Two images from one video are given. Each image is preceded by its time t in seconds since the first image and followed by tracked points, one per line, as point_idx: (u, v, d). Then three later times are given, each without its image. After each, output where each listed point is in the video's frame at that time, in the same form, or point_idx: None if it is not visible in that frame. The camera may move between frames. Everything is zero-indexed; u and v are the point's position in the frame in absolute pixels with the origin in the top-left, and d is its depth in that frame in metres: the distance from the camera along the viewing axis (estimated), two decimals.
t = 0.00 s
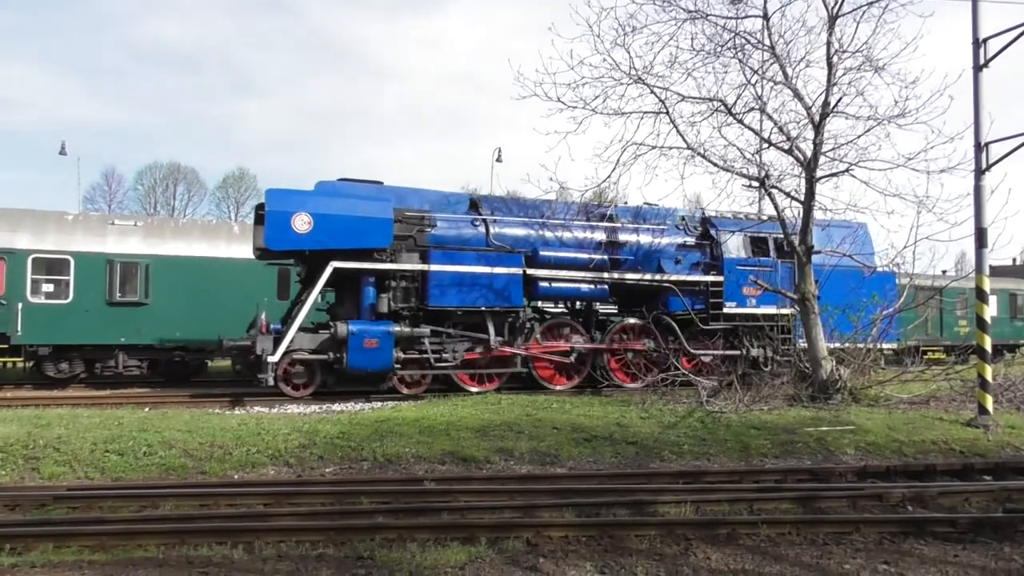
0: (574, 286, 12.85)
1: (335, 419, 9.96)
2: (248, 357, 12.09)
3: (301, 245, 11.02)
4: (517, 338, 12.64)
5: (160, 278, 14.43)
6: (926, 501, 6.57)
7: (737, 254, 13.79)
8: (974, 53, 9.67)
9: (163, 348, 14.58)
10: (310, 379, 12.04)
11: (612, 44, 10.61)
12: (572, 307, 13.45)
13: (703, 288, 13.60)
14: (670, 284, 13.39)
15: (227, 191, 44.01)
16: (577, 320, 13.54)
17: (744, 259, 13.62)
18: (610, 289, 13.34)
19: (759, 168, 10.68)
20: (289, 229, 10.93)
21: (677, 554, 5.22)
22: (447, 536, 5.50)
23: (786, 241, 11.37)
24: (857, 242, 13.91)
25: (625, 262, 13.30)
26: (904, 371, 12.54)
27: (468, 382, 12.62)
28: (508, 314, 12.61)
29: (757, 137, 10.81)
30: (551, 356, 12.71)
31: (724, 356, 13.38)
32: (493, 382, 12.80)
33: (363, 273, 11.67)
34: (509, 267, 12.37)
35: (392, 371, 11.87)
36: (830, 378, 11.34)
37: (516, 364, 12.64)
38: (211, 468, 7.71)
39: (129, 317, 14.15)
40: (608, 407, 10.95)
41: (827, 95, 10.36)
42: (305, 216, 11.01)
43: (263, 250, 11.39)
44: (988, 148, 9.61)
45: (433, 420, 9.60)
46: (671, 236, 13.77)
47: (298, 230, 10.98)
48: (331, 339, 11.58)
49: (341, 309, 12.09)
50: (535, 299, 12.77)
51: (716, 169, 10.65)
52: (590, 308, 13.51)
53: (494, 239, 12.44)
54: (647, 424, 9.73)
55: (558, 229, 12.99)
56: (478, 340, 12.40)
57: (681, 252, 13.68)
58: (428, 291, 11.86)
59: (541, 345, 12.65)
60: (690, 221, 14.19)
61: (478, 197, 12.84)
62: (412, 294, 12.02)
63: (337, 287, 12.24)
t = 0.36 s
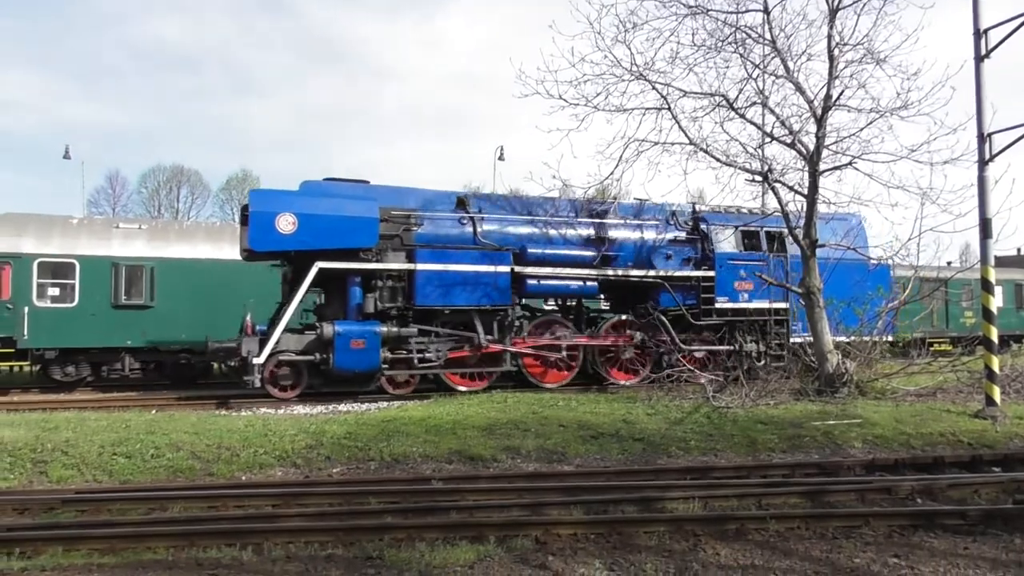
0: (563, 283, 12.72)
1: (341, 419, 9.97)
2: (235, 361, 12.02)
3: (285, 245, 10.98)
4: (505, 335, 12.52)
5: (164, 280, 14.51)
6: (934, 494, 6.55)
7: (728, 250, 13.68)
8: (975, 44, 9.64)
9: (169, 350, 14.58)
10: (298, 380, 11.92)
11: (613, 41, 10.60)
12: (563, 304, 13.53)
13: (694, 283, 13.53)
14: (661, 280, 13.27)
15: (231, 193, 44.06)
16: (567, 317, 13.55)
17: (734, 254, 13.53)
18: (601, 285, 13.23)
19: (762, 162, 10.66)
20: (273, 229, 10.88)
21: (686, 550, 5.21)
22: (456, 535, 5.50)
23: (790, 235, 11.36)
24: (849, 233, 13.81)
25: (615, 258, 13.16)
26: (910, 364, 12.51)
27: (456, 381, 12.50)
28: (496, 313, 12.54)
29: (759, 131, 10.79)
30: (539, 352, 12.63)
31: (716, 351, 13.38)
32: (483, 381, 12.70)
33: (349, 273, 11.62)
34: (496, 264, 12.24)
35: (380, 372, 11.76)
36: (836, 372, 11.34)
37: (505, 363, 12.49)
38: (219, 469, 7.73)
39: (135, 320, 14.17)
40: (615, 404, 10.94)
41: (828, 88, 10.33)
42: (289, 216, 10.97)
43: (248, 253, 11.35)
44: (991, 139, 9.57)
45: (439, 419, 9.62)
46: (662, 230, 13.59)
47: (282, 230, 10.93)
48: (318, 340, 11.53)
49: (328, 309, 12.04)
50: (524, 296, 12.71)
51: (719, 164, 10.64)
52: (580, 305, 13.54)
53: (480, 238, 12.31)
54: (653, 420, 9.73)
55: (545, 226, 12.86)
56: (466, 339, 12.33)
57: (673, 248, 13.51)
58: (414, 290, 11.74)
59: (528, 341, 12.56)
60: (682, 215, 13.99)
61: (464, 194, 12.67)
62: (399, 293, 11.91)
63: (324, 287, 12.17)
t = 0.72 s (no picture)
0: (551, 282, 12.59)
1: (345, 420, 9.97)
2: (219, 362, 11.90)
3: (266, 246, 10.91)
4: (491, 335, 12.47)
5: (166, 282, 14.53)
6: (939, 490, 6.54)
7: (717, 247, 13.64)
8: (975, 40, 9.62)
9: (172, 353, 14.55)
10: (281, 382, 11.84)
11: (613, 40, 10.61)
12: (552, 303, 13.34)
13: (683, 281, 13.52)
14: (650, 279, 13.22)
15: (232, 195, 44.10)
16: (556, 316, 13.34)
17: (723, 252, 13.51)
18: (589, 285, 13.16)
19: (763, 160, 10.65)
20: (254, 230, 10.82)
21: (692, 548, 5.21)
22: (461, 535, 5.50)
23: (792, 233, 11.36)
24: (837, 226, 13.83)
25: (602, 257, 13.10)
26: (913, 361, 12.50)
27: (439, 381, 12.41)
28: (481, 313, 12.45)
29: (760, 129, 10.77)
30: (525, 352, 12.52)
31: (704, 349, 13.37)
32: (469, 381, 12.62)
33: (333, 274, 11.49)
34: (482, 264, 12.16)
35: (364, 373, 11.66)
36: (839, 369, 11.30)
37: (490, 363, 12.47)
38: (223, 471, 7.75)
39: (138, 322, 14.20)
40: (618, 403, 10.94)
41: (829, 85, 10.33)
42: (271, 217, 10.91)
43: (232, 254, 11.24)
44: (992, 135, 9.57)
45: (443, 420, 9.62)
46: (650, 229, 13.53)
47: (264, 231, 10.87)
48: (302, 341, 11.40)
49: (313, 310, 11.88)
50: (511, 296, 12.57)
51: (720, 163, 10.64)
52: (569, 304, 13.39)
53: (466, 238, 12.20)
54: (657, 419, 9.72)
55: (532, 226, 12.76)
56: (452, 339, 12.26)
57: (662, 246, 13.49)
58: (398, 290, 11.64)
59: (511, 341, 12.46)
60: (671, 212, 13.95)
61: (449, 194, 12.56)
62: (383, 294, 11.82)
63: (309, 288, 12.02)
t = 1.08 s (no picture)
0: (533, 280, 12.58)
1: (343, 417, 9.98)
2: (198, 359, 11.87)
3: (244, 243, 10.83)
4: (471, 334, 12.43)
5: (162, 279, 14.50)
6: (934, 489, 6.59)
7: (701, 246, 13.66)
8: (974, 41, 9.67)
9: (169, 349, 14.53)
10: (259, 380, 11.85)
11: (613, 40, 10.64)
12: (535, 301, 13.21)
13: (667, 280, 13.53)
14: (634, 278, 13.24)
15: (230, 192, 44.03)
16: (539, 314, 13.25)
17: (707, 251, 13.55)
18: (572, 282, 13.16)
19: (761, 159, 10.69)
20: (232, 227, 10.75)
21: (689, 546, 5.24)
22: (460, 532, 5.53)
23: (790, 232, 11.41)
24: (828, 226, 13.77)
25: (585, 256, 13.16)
26: (909, 361, 12.55)
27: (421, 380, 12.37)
28: (462, 311, 12.37)
29: (758, 129, 10.82)
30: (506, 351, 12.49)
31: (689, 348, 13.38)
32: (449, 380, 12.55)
33: (313, 271, 11.45)
34: (464, 261, 12.08)
35: (342, 371, 11.59)
36: (836, 368, 11.39)
37: (471, 360, 12.38)
38: (221, 468, 7.77)
39: (136, 318, 14.21)
40: (615, 401, 10.97)
41: (828, 86, 10.38)
42: (249, 213, 10.83)
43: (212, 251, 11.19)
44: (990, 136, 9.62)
45: (440, 417, 9.65)
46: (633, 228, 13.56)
47: (242, 228, 10.80)
48: (280, 339, 11.36)
49: (292, 308, 11.83)
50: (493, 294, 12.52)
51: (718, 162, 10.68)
52: (551, 302, 13.30)
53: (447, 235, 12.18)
54: (654, 417, 9.76)
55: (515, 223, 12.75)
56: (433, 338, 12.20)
57: (644, 244, 13.55)
58: (379, 287, 11.55)
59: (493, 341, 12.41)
60: (654, 211, 13.97)
61: (431, 190, 12.51)
62: (363, 292, 11.75)
63: (289, 285, 11.96)
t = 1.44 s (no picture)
0: (507, 273, 12.57)
1: (326, 401, 9.97)
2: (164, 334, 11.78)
3: (214, 220, 10.80)
4: (443, 324, 12.25)
5: (150, 254, 14.41)
6: (910, 500, 6.67)
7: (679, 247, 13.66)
8: (973, 58, 9.74)
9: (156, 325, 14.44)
10: (224, 359, 11.77)
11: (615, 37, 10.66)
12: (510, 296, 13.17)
13: (643, 280, 13.56)
14: (608, 275, 13.27)
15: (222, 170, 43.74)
16: (513, 308, 13.21)
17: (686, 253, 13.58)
18: (547, 277, 13.16)
19: (756, 165, 10.74)
20: (202, 204, 10.74)
21: (668, 545, 5.29)
22: (440, 520, 5.54)
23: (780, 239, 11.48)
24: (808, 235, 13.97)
25: (561, 251, 13.17)
26: (892, 373, 12.68)
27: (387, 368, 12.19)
28: (435, 302, 12.22)
29: (755, 134, 10.87)
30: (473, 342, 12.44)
31: (661, 353, 13.52)
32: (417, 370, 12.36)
33: (284, 253, 11.25)
34: (438, 250, 12.00)
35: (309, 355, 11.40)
36: (818, 376, 11.50)
37: (442, 350, 12.23)
38: (203, 446, 7.78)
39: (123, 293, 14.13)
40: (599, 399, 11.01)
41: (826, 94, 10.44)
42: (220, 191, 10.81)
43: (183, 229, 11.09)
44: (983, 154, 9.71)
45: (424, 406, 9.65)
46: (611, 225, 13.56)
47: (212, 206, 10.78)
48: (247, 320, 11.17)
49: (261, 289, 11.58)
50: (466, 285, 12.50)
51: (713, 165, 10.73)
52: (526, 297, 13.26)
53: (421, 224, 12.13)
54: (636, 416, 9.81)
55: (490, 215, 12.72)
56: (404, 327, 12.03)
57: (621, 242, 13.56)
58: (350, 273, 11.39)
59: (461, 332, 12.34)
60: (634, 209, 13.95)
61: (407, 177, 12.45)
62: (334, 276, 11.53)
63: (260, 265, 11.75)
